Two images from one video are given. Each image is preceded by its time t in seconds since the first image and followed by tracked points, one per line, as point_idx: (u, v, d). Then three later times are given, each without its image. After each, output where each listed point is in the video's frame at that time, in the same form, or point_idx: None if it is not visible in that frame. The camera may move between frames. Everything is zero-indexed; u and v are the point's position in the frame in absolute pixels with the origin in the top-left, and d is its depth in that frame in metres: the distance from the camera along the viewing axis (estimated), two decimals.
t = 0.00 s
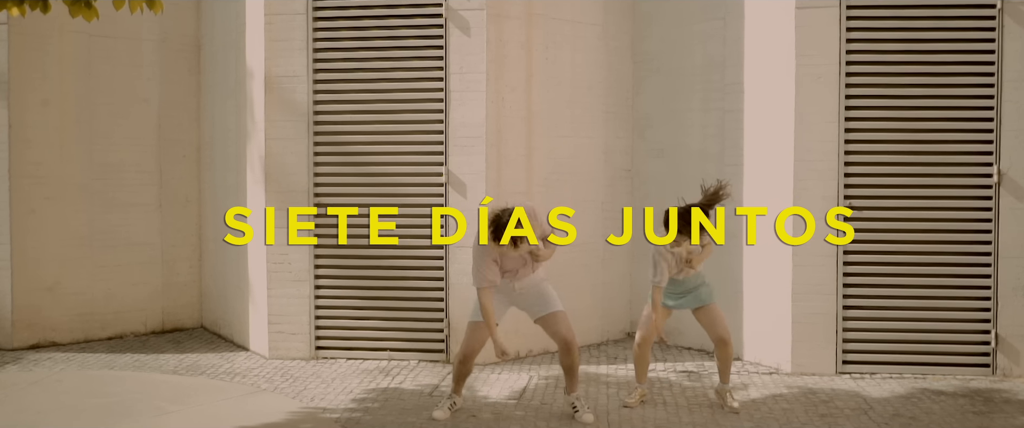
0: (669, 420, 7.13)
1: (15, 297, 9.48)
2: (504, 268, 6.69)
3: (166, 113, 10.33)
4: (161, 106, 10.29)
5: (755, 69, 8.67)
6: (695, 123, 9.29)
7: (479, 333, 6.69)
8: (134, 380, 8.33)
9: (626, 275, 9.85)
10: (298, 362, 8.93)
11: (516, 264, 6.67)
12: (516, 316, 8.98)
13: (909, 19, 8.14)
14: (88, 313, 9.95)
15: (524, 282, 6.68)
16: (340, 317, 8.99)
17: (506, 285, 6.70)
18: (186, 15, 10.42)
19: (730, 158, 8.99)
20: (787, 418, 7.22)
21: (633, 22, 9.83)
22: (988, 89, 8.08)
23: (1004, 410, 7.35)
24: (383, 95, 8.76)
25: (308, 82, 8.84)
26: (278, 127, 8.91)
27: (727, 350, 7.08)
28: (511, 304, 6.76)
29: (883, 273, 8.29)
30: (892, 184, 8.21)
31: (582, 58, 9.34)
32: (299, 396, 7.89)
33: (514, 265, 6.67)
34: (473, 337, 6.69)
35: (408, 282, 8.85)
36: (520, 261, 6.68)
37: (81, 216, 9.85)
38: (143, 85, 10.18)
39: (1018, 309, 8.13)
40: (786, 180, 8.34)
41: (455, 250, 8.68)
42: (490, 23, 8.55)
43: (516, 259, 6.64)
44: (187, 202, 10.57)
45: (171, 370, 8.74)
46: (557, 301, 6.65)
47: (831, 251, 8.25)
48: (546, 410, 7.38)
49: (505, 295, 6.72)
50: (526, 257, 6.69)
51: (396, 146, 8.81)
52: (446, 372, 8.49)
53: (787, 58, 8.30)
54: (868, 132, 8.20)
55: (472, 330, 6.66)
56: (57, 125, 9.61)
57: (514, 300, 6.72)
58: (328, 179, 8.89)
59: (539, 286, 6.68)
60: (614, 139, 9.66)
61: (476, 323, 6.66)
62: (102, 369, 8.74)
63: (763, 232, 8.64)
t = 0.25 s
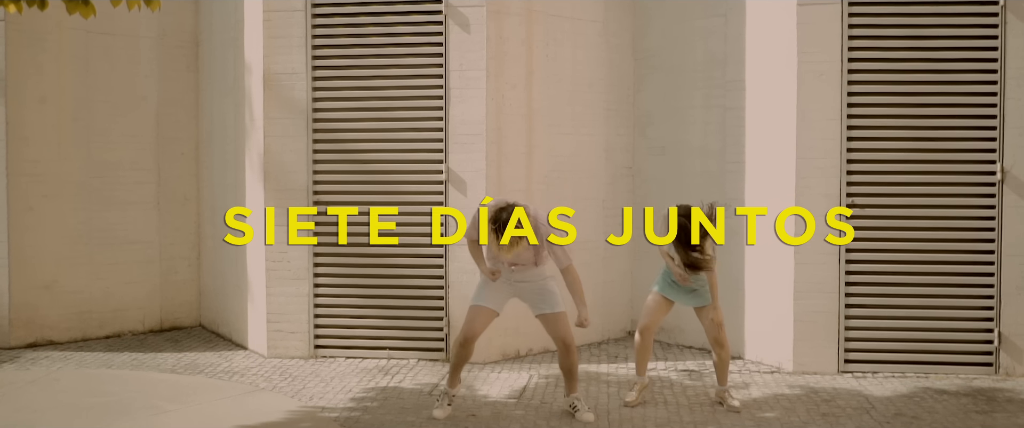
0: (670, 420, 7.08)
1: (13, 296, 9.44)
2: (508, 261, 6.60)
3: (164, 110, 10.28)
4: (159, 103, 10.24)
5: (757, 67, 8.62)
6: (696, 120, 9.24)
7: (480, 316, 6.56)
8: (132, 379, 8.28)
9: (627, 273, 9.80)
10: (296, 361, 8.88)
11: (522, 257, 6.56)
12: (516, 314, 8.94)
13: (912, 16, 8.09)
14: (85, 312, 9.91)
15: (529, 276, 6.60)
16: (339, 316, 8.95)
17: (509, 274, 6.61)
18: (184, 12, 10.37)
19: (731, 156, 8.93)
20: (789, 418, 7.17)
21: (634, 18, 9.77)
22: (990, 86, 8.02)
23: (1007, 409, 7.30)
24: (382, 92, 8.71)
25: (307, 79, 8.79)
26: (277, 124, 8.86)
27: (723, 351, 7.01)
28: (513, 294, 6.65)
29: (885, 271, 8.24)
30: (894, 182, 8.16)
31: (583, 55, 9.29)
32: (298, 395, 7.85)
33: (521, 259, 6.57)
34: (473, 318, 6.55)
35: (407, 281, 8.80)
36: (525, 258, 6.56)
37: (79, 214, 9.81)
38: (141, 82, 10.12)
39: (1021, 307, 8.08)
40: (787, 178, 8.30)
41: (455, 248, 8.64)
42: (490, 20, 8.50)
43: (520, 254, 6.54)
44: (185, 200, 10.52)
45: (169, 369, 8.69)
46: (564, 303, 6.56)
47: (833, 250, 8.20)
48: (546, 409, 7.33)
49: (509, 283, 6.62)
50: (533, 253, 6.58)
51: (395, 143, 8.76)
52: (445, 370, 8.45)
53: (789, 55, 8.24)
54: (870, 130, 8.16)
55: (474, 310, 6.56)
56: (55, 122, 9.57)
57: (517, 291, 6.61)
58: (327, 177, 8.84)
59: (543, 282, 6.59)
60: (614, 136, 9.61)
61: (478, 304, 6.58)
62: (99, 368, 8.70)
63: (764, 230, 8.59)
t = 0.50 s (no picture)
0: (672, 419, 7.04)
1: (10, 294, 9.39)
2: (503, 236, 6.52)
3: (161, 108, 10.22)
4: (157, 100, 10.18)
5: (759, 63, 8.56)
6: (697, 117, 9.18)
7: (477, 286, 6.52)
8: (130, 378, 8.23)
9: (628, 271, 9.75)
10: (295, 360, 8.83)
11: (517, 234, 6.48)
12: (516, 313, 8.89)
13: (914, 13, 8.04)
14: (83, 310, 9.86)
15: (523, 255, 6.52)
16: (338, 315, 8.90)
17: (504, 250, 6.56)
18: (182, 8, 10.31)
19: (732, 153, 8.87)
20: (791, 417, 7.13)
21: (634, 15, 9.72)
22: (994, 83, 7.97)
23: (1011, 408, 7.25)
24: (382, 90, 8.66)
25: (306, 76, 8.73)
26: (275, 122, 8.80)
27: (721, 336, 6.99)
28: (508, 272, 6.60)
29: (888, 269, 8.19)
30: (897, 180, 8.11)
31: (583, 52, 9.23)
32: (297, 394, 7.80)
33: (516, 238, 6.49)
34: (469, 286, 6.51)
35: (407, 279, 8.75)
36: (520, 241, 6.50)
37: (76, 212, 9.75)
38: (138, 79, 10.07)
39: None
40: (789, 176, 8.25)
41: (455, 247, 8.55)
42: (489, 16, 8.44)
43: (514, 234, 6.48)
44: (183, 198, 10.47)
45: (168, 368, 8.65)
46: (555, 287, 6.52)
47: (836, 247, 8.15)
48: (547, 408, 7.29)
49: (503, 261, 6.57)
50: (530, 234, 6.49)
51: (394, 141, 8.71)
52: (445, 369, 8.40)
53: (790, 52, 8.19)
54: (873, 127, 8.11)
55: (470, 280, 6.52)
56: (52, 119, 9.52)
57: (511, 270, 6.56)
58: (326, 175, 8.79)
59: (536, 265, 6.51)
60: (615, 133, 9.56)
61: (474, 274, 6.56)
62: (97, 367, 8.65)
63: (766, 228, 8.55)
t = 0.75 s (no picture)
0: (672, 418, 6.99)
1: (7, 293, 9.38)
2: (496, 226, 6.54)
3: (159, 105, 10.17)
4: (155, 98, 10.13)
5: (760, 60, 8.51)
6: (698, 115, 9.12)
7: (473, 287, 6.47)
8: (128, 377, 8.19)
9: (628, 269, 9.70)
10: (294, 359, 8.79)
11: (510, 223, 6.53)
12: (516, 311, 8.84)
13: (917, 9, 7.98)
14: (81, 309, 9.82)
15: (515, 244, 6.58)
16: (338, 313, 8.86)
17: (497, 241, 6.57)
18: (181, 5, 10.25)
19: (733, 151, 8.81)
20: (792, 416, 7.08)
21: (636, 12, 9.66)
22: (997, 80, 7.91)
23: (1014, 407, 7.20)
24: (381, 87, 8.61)
25: (305, 73, 8.68)
26: (274, 119, 8.75)
27: (731, 312, 7.17)
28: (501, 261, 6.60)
29: (890, 268, 8.15)
30: (899, 178, 8.07)
31: (584, 49, 9.18)
32: (296, 393, 7.75)
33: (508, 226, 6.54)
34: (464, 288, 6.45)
35: (406, 277, 8.70)
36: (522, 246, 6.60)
37: (73, 210, 9.71)
38: (136, 76, 10.02)
39: None
40: (791, 174, 8.20)
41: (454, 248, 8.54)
42: (490, 13, 8.39)
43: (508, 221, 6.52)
44: (181, 195, 10.42)
45: (165, 366, 8.60)
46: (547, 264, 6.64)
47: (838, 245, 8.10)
48: (547, 407, 7.24)
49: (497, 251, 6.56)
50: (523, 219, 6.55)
51: (394, 139, 8.66)
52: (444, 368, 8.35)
53: (792, 49, 8.14)
54: (875, 124, 8.06)
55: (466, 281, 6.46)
56: (49, 117, 9.49)
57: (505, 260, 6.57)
58: (325, 172, 8.74)
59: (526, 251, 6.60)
60: (616, 130, 9.51)
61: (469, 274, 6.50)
62: (95, 366, 8.60)
63: (767, 226, 8.50)
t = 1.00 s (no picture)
0: (673, 417, 6.94)
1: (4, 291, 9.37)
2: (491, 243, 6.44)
3: (157, 102, 10.12)
4: (153, 95, 10.08)
5: (761, 58, 8.46)
6: (699, 112, 9.06)
7: (466, 313, 6.32)
8: (126, 376, 8.15)
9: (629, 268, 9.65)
10: (293, 357, 8.74)
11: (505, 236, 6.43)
12: (516, 310, 8.80)
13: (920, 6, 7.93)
14: (78, 307, 9.77)
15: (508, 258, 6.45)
16: (337, 312, 8.81)
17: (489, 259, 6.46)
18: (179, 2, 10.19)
19: (735, 149, 8.75)
20: (794, 415, 7.03)
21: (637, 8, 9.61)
22: (1000, 77, 7.87)
23: (1017, 406, 7.15)
24: (380, 84, 8.56)
25: (303, 71, 8.64)
26: (273, 117, 8.71)
27: (732, 320, 7.06)
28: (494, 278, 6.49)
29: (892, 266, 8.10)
30: (901, 176, 8.02)
31: (584, 46, 9.13)
32: (295, 392, 7.71)
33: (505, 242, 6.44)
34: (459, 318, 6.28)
35: (406, 276, 8.65)
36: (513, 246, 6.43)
37: (70, 208, 9.67)
38: (134, 74, 9.96)
39: None
40: (793, 172, 8.16)
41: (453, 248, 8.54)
42: (490, 10, 8.34)
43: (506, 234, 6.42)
44: (180, 193, 10.36)
45: (163, 365, 8.56)
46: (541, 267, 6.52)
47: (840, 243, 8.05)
48: (547, 407, 7.19)
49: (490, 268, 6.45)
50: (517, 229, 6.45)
51: (393, 136, 8.62)
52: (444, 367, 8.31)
53: (794, 46, 8.09)
54: (877, 122, 8.01)
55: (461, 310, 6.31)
56: (47, 115, 9.46)
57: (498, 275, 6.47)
58: (324, 170, 8.69)
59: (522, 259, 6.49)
60: (616, 128, 9.46)
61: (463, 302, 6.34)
62: (92, 364, 8.56)
63: (768, 225, 8.45)
